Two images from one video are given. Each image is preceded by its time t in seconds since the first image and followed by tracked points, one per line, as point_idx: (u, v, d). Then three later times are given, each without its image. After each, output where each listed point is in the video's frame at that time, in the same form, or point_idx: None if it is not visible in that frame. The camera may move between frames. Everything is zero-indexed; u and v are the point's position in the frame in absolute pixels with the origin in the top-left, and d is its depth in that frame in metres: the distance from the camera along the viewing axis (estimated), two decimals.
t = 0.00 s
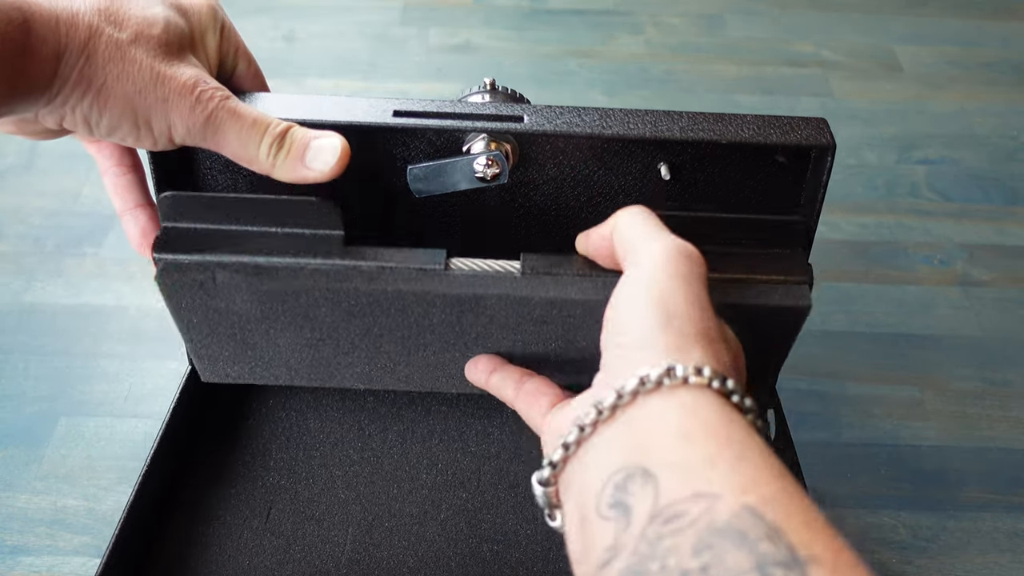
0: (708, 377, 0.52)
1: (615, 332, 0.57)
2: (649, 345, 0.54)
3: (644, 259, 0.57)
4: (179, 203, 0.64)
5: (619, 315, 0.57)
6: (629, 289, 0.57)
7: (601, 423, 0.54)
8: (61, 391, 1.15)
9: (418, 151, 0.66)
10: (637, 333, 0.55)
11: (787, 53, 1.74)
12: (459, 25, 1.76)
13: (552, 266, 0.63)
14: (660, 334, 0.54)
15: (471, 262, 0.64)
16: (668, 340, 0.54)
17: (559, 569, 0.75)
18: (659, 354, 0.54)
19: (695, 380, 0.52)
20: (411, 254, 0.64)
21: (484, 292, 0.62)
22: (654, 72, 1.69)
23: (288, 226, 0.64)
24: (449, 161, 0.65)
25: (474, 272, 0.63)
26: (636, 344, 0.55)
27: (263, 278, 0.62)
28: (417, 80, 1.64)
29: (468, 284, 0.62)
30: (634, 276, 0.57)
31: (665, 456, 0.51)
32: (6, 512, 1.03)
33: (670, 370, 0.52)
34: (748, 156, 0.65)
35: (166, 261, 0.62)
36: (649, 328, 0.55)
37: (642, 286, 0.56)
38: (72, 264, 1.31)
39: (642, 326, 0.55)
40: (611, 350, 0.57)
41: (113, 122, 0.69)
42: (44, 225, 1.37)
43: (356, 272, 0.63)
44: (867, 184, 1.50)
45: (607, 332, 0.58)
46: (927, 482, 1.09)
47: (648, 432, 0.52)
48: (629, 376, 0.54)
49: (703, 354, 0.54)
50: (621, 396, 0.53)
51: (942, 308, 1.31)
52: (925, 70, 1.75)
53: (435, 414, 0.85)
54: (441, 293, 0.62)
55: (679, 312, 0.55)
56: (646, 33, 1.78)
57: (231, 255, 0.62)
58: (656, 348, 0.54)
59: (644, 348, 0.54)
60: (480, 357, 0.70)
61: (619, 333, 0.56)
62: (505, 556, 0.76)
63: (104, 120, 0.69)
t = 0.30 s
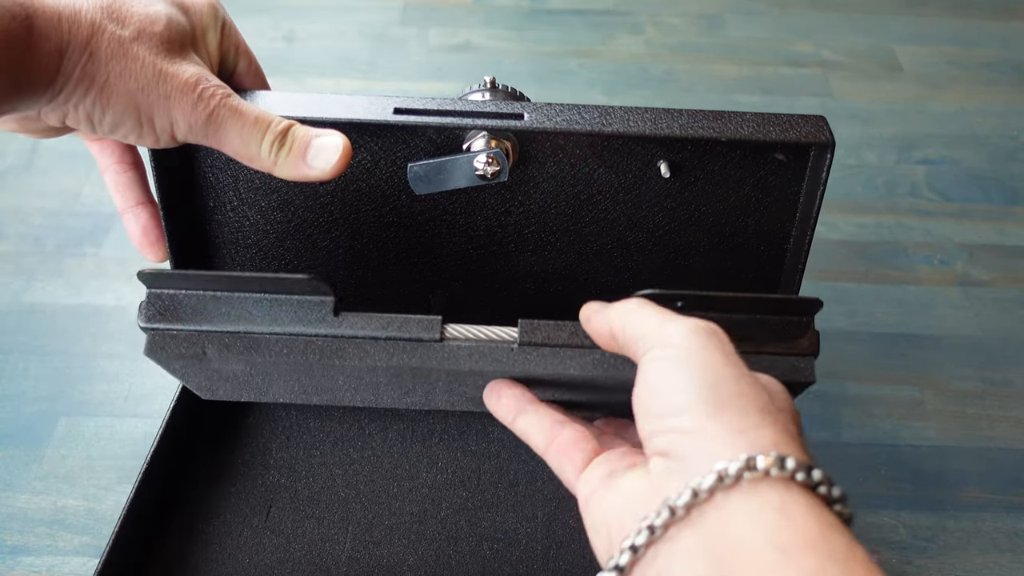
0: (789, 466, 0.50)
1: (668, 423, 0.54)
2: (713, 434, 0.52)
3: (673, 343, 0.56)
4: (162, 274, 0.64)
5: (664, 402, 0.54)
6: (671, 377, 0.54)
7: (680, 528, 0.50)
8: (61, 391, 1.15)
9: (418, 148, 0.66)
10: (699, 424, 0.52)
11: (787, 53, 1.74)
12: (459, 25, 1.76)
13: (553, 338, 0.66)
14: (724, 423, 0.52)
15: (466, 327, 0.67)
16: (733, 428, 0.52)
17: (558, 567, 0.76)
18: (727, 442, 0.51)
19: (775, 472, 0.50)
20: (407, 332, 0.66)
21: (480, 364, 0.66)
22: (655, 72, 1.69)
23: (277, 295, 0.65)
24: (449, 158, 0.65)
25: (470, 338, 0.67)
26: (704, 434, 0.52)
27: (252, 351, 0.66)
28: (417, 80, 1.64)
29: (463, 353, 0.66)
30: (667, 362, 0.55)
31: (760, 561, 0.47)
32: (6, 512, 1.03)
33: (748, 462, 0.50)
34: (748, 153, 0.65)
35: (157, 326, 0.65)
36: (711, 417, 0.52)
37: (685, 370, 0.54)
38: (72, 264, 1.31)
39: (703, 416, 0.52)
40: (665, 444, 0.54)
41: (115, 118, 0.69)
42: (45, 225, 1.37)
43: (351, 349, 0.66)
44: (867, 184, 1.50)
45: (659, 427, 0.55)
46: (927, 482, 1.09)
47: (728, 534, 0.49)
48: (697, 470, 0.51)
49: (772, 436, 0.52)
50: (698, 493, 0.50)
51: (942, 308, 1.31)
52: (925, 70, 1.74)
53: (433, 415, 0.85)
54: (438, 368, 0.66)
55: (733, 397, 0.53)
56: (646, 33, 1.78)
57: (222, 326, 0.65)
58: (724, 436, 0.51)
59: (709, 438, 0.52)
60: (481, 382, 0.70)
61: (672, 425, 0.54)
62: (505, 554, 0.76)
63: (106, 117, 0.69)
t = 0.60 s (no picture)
0: (837, 475, 0.48)
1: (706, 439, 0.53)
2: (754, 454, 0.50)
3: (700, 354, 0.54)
4: (161, 288, 0.65)
5: (701, 419, 0.53)
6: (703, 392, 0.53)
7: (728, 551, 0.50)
8: (61, 391, 1.15)
9: (418, 150, 0.66)
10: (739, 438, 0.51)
11: (787, 53, 1.74)
12: (459, 25, 1.76)
13: (556, 350, 0.67)
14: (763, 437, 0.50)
15: (465, 338, 0.68)
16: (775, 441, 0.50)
17: (557, 568, 0.76)
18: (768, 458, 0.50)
19: (826, 483, 0.48)
20: (407, 344, 0.67)
21: (481, 376, 0.67)
22: (654, 72, 1.69)
23: (276, 308, 0.66)
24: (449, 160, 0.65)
25: (469, 350, 0.67)
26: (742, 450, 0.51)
27: (251, 364, 0.66)
28: (417, 79, 1.64)
29: (463, 365, 0.67)
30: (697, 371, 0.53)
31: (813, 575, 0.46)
32: (6, 512, 1.03)
33: (795, 476, 0.48)
34: (748, 154, 0.65)
35: (154, 339, 0.66)
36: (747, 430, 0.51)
37: (715, 379, 0.53)
38: (72, 264, 1.31)
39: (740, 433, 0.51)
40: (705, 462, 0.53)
41: (112, 119, 0.69)
42: (45, 226, 1.37)
43: (349, 361, 0.66)
44: (867, 184, 1.50)
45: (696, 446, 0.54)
46: (927, 482, 1.09)
47: (779, 552, 0.48)
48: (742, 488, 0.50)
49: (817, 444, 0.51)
50: (746, 511, 0.49)
51: (942, 308, 1.31)
52: (925, 70, 1.74)
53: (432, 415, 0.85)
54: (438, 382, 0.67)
55: (773, 405, 0.51)
56: (646, 33, 1.78)
57: (220, 339, 0.65)
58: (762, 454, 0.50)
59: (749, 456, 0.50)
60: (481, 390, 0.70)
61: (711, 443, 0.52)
62: (505, 555, 0.76)
63: (103, 118, 0.69)
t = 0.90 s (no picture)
0: (1005, 457, 0.55)
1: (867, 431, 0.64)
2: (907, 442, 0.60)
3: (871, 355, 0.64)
4: (161, 292, 0.65)
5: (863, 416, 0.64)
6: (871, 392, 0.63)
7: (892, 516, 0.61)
8: (61, 391, 1.15)
9: (418, 152, 0.66)
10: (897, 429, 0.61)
11: (787, 53, 1.74)
12: (459, 25, 1.76)
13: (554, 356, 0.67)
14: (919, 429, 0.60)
15: (463, 343, 0.68)
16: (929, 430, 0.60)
17: (556, 569, 0.75)
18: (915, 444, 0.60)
19: (992, 464, 0.55)
20: (404, 344, 0.67)
21: (480, 381, 0.67)
22: (654, 72, 1.69)
23: (276, 312, 0.66)
24: (449, 163, 0.65)
25: (468, 354, 0.67)
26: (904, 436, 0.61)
27: (251, 368, 0.66)
28: (417, 79, 1.63)
29: (462, 368, 0.67)
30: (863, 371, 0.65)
31: (994, 553, 0.53)
32: (6, 512, 1.03)
33: (962, 462, 0.56)
34: (748, 157, 0.65)
35: (154, 342, 0.66)
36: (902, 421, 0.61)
37: (887, 387, 0.62)
38: (71, 265, 1.31)
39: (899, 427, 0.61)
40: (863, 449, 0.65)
41: (110, 123, 0.68)
42: (45, 226, 1.37)
43: (348, 364, 0.66)
44: (867, 184, 1.50)
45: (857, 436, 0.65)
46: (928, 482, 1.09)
47: (960, 537, 0.55)
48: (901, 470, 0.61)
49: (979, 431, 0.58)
50: (920, 503, 0.57)
51: (942, 308, 1.31)
52: (924, 70, 1.74)
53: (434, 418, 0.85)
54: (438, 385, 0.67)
55: (929, 399, 0.60)
56: (646, 33, 1.78)
57: (219, 343, 0.65)
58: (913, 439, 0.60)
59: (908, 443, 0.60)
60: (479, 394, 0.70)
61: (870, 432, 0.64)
62: (505, 557, 0.76)
63: (100, 121, 0.69)
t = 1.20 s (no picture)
0: None
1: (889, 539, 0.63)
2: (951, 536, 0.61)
3: (885, 486, 0.62)
4: (148, 476, 0.66)
5: (897, 534, 0.63)
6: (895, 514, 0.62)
7: None
8: (60, 391, 1.15)
9: (418, 148, 0.67)
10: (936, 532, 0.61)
11: (786, 53, 1.75)
12: (460, 25, 1.76)
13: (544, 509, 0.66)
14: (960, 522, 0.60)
15: (461, 491, 0.68)
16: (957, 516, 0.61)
17: (556, 567, 0.74)
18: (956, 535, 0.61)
19: None
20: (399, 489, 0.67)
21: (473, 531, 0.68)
22: (655, 72, 1.69)
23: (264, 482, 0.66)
24: (450, 158, 0.65)
25: (464, 504, 0.68)
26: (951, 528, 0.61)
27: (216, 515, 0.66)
28: (417, 79, 1.63)
29: (448, 514, 0.68)
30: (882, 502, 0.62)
31: None
32: (7, 512, 1.02)
33: None
34: (746, 152, 0.66)
35: (150, 491, 0.65)
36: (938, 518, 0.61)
37: (920, 490, 0.61)
38: (71, 265, 1.31)
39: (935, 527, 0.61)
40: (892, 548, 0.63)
41: (114, 120, 0.68)
42: (44, 226, 1.37)
43: (345, 515, 0.67)
44: (867, 184, 1.50)
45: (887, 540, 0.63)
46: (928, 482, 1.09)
47: None
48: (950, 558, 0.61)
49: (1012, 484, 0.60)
50: None
51: (942, 307, 1.31)
52: (924, 69, 1.75)
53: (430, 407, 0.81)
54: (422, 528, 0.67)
55: (958, 485, 0.60)
56: (646, 33, 1.78)
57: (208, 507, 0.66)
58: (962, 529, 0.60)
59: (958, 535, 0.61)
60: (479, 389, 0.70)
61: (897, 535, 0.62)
62: (505, 555, 0.74)
63: (104, 118, 0.69)
